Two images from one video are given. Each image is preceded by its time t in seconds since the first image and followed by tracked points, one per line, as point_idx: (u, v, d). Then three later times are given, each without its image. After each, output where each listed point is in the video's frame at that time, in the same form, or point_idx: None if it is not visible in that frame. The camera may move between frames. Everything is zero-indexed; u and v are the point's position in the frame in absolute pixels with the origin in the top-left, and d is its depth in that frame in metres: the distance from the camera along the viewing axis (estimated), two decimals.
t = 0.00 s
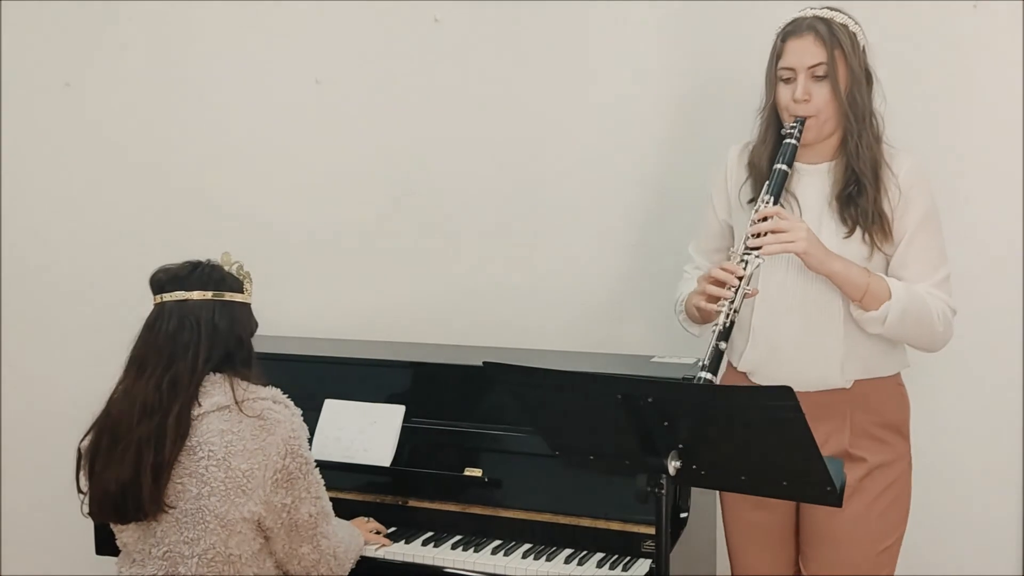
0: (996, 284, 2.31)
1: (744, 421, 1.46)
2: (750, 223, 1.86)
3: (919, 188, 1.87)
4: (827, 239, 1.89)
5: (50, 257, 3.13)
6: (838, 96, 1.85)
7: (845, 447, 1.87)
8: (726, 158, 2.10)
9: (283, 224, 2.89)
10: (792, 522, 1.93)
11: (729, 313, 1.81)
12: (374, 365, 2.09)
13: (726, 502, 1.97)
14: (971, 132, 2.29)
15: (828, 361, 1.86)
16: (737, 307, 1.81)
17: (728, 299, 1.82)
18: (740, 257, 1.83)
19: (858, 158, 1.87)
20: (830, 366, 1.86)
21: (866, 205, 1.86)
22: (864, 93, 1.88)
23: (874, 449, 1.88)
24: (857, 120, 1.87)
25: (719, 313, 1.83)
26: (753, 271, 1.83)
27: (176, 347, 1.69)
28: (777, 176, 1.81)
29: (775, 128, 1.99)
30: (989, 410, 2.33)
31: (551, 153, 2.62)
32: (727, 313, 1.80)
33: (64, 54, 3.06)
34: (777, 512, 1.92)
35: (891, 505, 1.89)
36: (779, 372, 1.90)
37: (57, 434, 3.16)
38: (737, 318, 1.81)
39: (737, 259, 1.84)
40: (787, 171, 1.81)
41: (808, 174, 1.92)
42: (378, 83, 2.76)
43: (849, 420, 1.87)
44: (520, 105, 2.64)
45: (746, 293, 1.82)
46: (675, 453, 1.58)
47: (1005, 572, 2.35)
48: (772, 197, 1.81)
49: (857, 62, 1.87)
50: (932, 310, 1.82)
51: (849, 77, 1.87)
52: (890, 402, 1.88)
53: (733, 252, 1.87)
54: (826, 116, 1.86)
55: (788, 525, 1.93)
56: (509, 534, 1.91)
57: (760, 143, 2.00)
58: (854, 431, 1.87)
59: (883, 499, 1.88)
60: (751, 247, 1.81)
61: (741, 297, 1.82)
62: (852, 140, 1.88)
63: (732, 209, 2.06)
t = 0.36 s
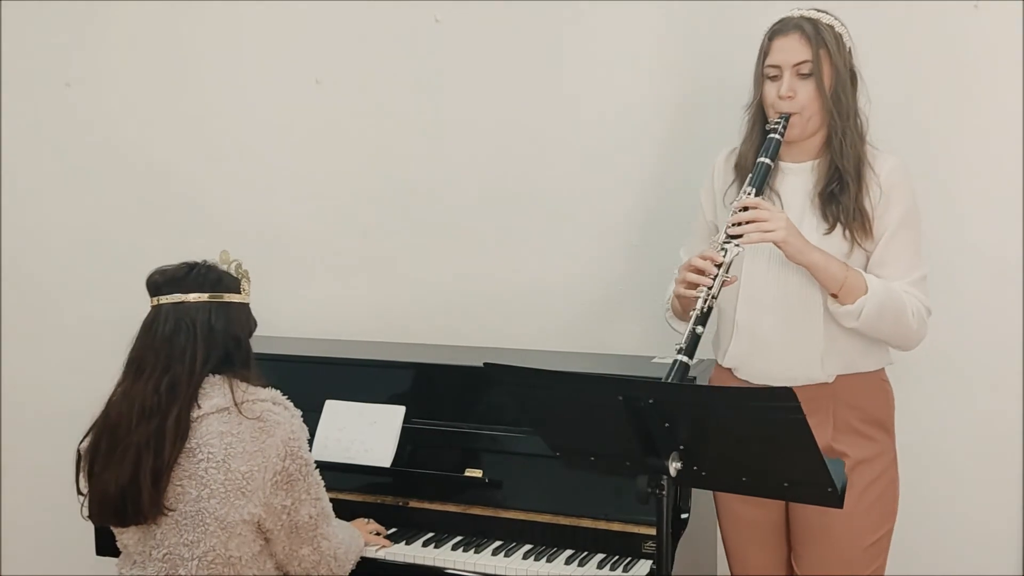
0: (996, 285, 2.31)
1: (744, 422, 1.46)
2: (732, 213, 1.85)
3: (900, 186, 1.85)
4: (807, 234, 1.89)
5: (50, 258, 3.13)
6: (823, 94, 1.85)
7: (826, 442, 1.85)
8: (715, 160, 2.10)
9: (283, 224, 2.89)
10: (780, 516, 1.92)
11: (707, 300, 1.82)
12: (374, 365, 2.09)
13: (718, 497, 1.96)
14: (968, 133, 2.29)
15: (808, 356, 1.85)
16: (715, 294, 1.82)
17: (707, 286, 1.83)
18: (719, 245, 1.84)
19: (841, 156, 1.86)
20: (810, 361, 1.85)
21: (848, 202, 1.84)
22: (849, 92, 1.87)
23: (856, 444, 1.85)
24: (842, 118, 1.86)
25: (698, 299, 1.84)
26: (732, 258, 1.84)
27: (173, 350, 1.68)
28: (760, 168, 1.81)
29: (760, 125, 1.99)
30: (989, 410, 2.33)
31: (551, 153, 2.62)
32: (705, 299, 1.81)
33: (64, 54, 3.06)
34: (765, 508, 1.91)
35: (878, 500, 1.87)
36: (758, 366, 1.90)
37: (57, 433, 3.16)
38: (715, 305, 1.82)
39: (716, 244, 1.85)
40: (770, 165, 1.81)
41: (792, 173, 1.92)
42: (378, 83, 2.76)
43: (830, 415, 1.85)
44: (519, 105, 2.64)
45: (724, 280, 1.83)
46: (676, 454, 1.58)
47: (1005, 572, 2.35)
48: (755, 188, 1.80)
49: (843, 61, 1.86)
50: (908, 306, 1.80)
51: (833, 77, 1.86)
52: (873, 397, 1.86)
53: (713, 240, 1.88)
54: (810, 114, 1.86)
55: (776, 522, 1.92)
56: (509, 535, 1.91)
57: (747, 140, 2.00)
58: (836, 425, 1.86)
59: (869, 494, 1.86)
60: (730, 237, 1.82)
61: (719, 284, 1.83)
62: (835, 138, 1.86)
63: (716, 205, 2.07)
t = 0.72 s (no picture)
0: (996, 284, 2.31)
1: (741, 421, 1.46)
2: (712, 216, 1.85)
3: (883, 188, 1.83)
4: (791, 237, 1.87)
5: (50, 258, 3.13)
6: (806, 98, 1.84)
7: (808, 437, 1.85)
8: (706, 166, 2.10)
9: (284, 224, 2.89)
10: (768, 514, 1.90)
11: (682, 303, 1.84)
12: (372, 365, 2.09)
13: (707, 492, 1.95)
14: (967, 134, 2.29)
15: (790, 354, 1.85)
16: (690, 297, 1.84)
17: (683, 289, 1.85)
18: (698, 249, 1.85)
19: (826, 159, 1.85)
20: (793, 359, 1.85)
21: (832, 204, 1.83)
22: (832, 97, 1.86)
23: (840, 441, 1.84)
24: (825, 123, 1.85)
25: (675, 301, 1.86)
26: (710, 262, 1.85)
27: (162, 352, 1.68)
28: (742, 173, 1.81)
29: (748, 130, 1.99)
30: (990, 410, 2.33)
31: (551, 153, 2.62)
32: (680, 303, 1.84)
33: (64, 55, 3.06)
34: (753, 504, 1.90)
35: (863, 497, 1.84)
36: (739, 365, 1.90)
37: (58, 433, 3.16)
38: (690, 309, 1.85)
39: (695, 247, 1.86)
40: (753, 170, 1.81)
41: (780, 175, 1.91)
42: (378, 83, 2.76)
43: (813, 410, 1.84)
44: (519, 105, 2.64)
45: (701, 284, 1.85)
46: (675, 453, 1.58)
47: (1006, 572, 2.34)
48: (735, 194, 1.80)
49: (826, 67, 1.86)
50: (886, 309, 1.79)
51: (816, 82, 1.86)
52: (856, 395, 1.85)
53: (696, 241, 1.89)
54: (794, 118, 1.85)
55: (765, 520, 1.90)
56: (508, 534, 1.91)
57: (735, 144, 2.00)
58: (819, 420, 1.85)
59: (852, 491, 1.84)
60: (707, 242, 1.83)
61: (695, 288, 1.85)
62: (819, 142, 1.85)
63: (705, 208, 2.07)
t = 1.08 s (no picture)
0: (996, 284, 2.31)
1: (742, 420, 1.46)
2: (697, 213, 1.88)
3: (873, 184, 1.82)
4: (784, 234, 1.88)
5: (49, 258, 3.13)
6: (794, 97, 1.84)
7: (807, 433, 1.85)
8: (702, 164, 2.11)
9: (284, 224, 2.89)
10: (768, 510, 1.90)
11: (664, 297, 1.87)
12: (371, 364, 2.09)
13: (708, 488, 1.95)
14: (968, 134, 2.29)
15: (786, 351, 1.85)
16: (672, 293, 1.87)
17: (665, 283, 1.88)
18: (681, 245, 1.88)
19: (817, 158, 1.84)
20: (790, 355, 1.85)
21: (821, 202, 1.83)
22: (822, 96, 1.86)
23: (841, 438, 1.84)
24: (813, 122, 1.85)
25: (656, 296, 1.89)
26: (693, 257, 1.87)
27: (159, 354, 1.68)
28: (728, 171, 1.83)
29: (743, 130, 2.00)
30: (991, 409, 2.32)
31: (552, 153, 2.62)
32: (661, 297, 1.86)
33: (65, 55, 3.06)
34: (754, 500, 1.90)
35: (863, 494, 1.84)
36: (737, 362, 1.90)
37: (58, 433, 3.16)
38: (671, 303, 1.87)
39: (677, 243, 1.88)
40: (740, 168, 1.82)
41: (772, 174, 1.92)
42: (378, 83, 2.76)
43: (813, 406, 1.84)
44: (519, 105, 2.64)
45: (682, 279, 1.87)
46: (675, 452, 1.58)
47: (1007, 571, 2.34)
48: (720, 191, 1.83)
49: (815, 65, 1.85)
50: (872, 303, 1.77)
51: (805, 81, 1.85)
52: (855, 390, 1.85)
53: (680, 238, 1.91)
54: (783, 117, 1.85)
55: (764, 518, 1.90)
56: (508, 533, 1.91)
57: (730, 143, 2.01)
58: (818, 417, 1.84)
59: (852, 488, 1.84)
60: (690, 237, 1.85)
61: (677, 283, 1.88)
62: (810, 141, 1.85)
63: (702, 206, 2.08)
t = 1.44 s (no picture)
0: (996, 284, 2.31)
1: (743, 421, 1.46)
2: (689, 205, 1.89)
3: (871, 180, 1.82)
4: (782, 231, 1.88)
5: (49, 258, 3.13)
6: (793, 93, 1.84)
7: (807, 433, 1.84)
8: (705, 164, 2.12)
9: (284, 224, 2.89)
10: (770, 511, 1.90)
11: (651, 282, 1.87)
12: (371, 364, 2.09)
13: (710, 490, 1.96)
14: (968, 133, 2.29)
15: (785, 349, 1.85)
16: (660, 279, 1.87)
17: (653, 270, 1.88)
18: (672, 233, 1.89)
19: (815, 154, 1.84)
20: (788, 351, 1.85)
21: (819, 198, 1.83)
22: (820, 92, 1.85)
23: (841, 439, 1.84)
24: (812, 117, 1.85)
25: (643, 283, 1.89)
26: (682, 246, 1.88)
27: (166, 352, 1.68)
28: (724, 164, 1.83)
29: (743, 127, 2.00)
30: (991, 409, 2.32)
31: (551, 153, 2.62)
32: (650, 282, 1.86)
33: (65, 55, 3.06)
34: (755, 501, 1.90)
35: (864, 493, 1.84)
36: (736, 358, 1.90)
37: (57, 433, 3.16)
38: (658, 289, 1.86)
39: (668, 231, 1.89)
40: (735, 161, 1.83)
41: (772, 172, 1.92)
42: (378, 83, 2.76)
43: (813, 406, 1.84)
44: (519, 105, 2.64)
45: (671, 266, 1.87)
46: (675, 452, 1.58)
47: (1007, 571, 2.34)
48: (714, 182, 1.83)
49: (814, 61, 1.85)
50: (866, 293, 1.77)
51: (804, 76, 1.85)
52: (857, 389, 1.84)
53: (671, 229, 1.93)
54: (781, 112, 1.85)
55: (765, 518, 1.90)
56: (508, 533, 1.91)
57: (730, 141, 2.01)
58: (818, 417, 1.84)
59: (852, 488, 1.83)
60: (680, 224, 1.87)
61: (665, 270, 1.87)
62: (808, 137, 1.85)
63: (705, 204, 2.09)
